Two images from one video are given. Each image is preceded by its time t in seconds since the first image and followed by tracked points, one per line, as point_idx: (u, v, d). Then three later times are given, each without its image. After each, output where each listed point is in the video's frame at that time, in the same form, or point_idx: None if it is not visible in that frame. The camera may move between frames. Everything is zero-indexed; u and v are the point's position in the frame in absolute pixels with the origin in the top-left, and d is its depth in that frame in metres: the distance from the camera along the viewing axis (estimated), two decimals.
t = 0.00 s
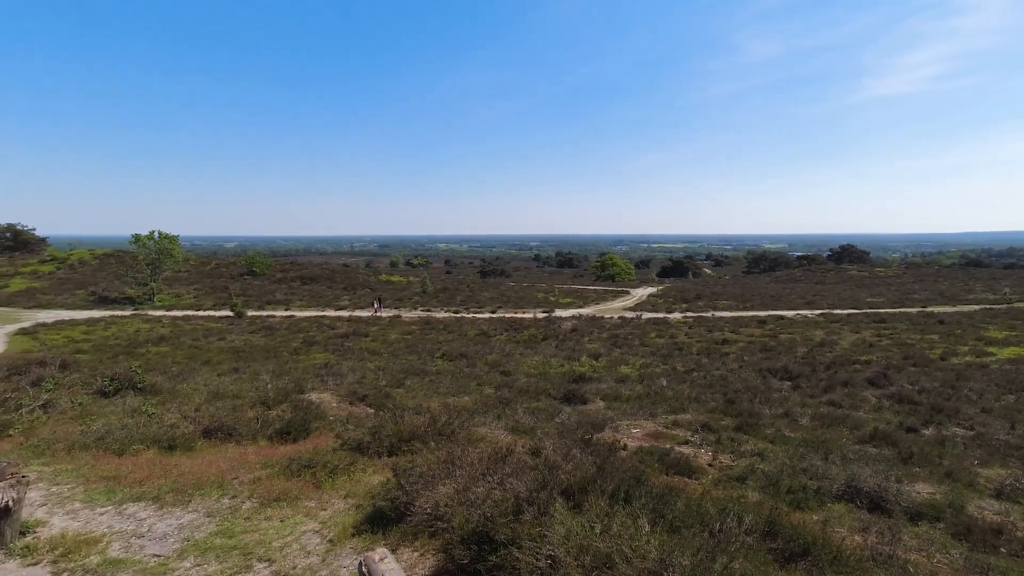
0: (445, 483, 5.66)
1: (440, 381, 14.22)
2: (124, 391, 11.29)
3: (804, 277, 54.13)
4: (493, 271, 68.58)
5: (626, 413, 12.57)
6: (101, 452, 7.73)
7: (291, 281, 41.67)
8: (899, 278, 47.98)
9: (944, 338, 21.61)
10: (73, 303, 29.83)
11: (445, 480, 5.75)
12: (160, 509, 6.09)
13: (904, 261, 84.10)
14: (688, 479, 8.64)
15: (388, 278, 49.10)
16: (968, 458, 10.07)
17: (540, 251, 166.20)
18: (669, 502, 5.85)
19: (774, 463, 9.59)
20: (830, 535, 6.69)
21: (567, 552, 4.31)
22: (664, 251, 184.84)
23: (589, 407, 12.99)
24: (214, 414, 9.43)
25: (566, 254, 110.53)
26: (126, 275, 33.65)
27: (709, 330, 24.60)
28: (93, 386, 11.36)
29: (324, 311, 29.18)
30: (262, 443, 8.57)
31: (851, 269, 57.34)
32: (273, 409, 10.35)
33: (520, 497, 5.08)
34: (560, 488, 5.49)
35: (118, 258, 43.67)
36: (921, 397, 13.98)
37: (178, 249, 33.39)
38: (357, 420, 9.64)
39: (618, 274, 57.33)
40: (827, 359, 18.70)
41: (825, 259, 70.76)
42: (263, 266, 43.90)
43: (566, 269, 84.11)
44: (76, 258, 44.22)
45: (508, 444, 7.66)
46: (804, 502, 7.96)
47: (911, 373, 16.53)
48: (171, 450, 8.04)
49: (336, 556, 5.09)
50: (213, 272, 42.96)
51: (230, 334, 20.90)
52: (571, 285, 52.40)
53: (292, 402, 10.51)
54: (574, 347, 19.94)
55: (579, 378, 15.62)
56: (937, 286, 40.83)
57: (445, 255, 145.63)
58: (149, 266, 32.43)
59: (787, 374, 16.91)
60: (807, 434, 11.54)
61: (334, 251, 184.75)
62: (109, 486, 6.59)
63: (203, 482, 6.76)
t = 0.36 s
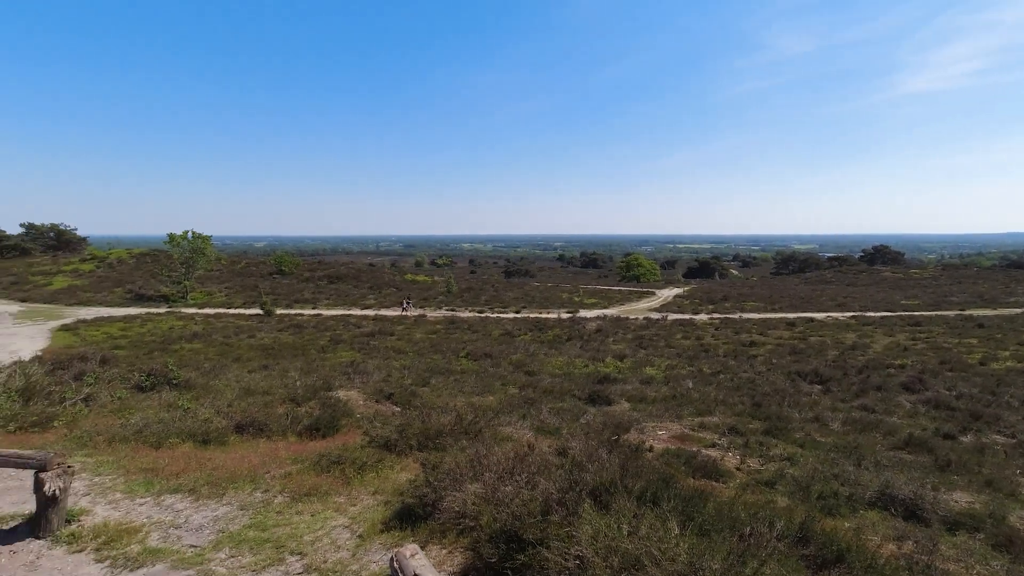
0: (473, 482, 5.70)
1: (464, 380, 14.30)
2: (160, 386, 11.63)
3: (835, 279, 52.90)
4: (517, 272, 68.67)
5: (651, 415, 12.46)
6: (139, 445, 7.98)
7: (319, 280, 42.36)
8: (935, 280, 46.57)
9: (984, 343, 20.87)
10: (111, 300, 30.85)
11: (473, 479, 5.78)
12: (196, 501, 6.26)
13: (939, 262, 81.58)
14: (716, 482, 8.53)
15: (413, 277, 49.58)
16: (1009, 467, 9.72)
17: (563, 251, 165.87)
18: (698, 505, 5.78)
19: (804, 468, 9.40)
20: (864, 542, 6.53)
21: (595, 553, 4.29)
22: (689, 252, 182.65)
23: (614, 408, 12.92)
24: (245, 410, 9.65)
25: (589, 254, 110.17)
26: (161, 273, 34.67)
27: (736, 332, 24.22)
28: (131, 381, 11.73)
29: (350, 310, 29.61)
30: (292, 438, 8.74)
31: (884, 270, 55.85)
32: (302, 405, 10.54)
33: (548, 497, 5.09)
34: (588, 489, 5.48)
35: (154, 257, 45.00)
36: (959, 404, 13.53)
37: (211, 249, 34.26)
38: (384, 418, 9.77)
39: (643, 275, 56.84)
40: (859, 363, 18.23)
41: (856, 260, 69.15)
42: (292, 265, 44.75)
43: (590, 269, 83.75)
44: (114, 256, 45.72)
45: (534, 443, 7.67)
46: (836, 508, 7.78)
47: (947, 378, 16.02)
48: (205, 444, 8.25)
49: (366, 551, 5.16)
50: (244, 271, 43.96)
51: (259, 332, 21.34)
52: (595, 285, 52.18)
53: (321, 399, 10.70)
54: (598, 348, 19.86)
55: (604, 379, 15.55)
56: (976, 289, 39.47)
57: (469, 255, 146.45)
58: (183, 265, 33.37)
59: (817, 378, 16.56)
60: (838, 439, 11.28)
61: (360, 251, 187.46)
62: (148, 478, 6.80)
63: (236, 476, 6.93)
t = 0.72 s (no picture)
0: (501, 480, 5.73)
1: (490, 379, 14.35)
2: (195, 380, 11.97)
3: (870, 279, 51.49)
4: (541, 271, 68.58)
5: (678, 416, 12.32)
6: (176, 437, 8.22)
7: (346, 278, 42.98)
8: (976, 281, 44.96)
9: None
10: (147, 297, 31.81)
11: (500, 477, 5.81)
12: (231, 493, 6.43)
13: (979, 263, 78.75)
14: (745, 485, 8.40)
15: (438, 276, 49.93)
16: None
17: (587, 250, 164.99)
18: (728, 508, 5.71)
19: (837, 473, 9.19)
20: (900, 550, 6.35)
21: (624, 553, 4.26)
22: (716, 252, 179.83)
23: (640, 408, 12.82)
24: (276, 405, 9.85)
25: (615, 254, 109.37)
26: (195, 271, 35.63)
27: (764, 333, 23.80)
28: (167, 375, 12.08)
29: (377, 308, 29.97)
30: (321, 433, 8.89)
31: (921, 271, 54.16)
32: (331, 401, 10.72)
33: (576, 497, 5.08)
34: (616, 489, 5.45)
35: (188, 255, 46.24)
36: (1000, 409, 13.05)
37: (243, 247, 35.05)
38: (411, 415, 9.87)
39: (669, 275, 56.17)
40: (894, 366, 17.74)
41: (891, 260, 67.21)
42: (319, 263, 45.48)
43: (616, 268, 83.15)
44: (150, 254, 47.14)
45: (560, 443, 7.66)
46: (870, 515, 7.59)
47: (988, 383, 15.46)
48: (238, 437, 8.45)
49: (395, 546, 5.22)
50: (273, 269, 44.87)
51: (288, 329, 21.77)
52: (621, 285, 51.79)
53: (349, 395, 10.84)
54: (624, 348, 19.72)
55: (629, 379, 15.44)
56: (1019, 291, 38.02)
57: (493, 254, 146.78)
58: (215, 263, 34.23)
59: (849, 381, 16.16)
60: (872, 444, 11.00)
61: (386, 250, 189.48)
62: (185, 469, 7.01)
63: (269, 469, 7.08)
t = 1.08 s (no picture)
0: (528, 477, 5.74)
1: (514, 377, 14.39)
2: (226, 374, 12.26)
3: (904, 279, 50.07)
4: (565, 270, 68.35)
5: (704, 416, 12.17)
6: (209, 430, 8.44)
7: (371, 276, 43.49)
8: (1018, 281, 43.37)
9: None
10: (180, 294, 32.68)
11: (528, 475, 5.83)
12: (263, 485, 6.58)
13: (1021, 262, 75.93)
14: (774, 488, 8.26)
15: (462, 274, 50.19)
16: None
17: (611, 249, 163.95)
18: (759, 510, 5.63)
19: (869, 477, 8.97)
20: (937, 557, 6.17)
21: (654, 552, 4.24)
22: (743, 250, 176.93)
23: (665, 408, 12.70)
24: (305, 401, 10.03)
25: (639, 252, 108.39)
26: (226, 268, 36.47)
27: (793, 333, 23.35)
28: (200, 369, 12.40)
29: (402, 305, 30.25)
30: (349, 429, 9.02)
31: (958, 270, 52.50)
32: (358, 397, 10.87)
33: (604, 496, 5.06)
34: (644, 488, 5.42)
35: (219, 252, 47.36)
36: None
37: (272, 245, 35.67)
38: (437, 412, 9.95)
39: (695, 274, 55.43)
40: (929, 368, 17.22)
41: (927, 259, 65.22)
42: (345, 261, 46.09)
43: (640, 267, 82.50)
44: (184, 252, 48.43)
45: (586, 441, 7.64)
46: (905, 520, 7.40)
47: None
48: (269, 431, 8.63)
49: (423, 540, 5.28)
50: (301, 267, 45.64)
51: (315, 326, 22.13)
52: (645, 283, 51.37)
53: (375, 391, 10.98)
54: (648, 347, 19.56)
55: (654, 379, 15.29)
56: None
57: (516, 252, 146.89)
58: (245, 260, 34.98)
59: (882, 383, 15.75)
60: (906, 448, 10.71)
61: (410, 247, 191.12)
62: (218, 461, 7.19)
63: (299, 462, 7.22)
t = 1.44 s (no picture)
0: (551, 476, 5.77)
1: (535, 376, 14.39)
2: (252, 371, 12.50)
3: (935, 279, 48.76)
4: (586, 269, 68.08)
5: (727, 418, 12.03)
6: (237, 425, 8.62)
7: (393, 275, 43.84)
8: None
9: None
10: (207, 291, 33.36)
11: (551, 474, 5.84)
12: (290, 480, 6.70)
13: None
14: (800, 491, 8.14)
15: (482, 273, 50.29)
16: None
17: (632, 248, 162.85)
18: (785, 513, 5.55)
19: (898, 482, 8.78)
20: (971, 566, 6.01)
21: (679, 554, 4.21)
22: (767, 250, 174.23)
23: (687, 409, 12.60)
24: (329, 397, 10.17)
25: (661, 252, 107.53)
26: (251, 266, 37.10)
27: (819, 334, 22.92)
28: (228, 366, 12.66)
29: (423, 304, 30.48)
30: (372, 426, 9.12)
31: (993, 271, 50.94)
32: (380, 394, 10.99)
33: (629, 496, 5.06)
34: (668, 488, 5.39)
35: (245, 251, 48.20)
36: None
37: (296, 244, 36.09)
38: (459, 410, 10.01)
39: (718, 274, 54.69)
40: (961, 371, 16.76)
41: (959, 259, 63.42)
42: (367, 259, 46.53)
43: (662, 267, 81.77)
44: (210, 250, 49.40)
45: (608, 441, 7.63)
46: (937, 527, 7.23)
47: None
48: (295, 427, 8.78)
49: (447, 537, 5.32)
50: (323, 265, 46.22)
51: (338, 323, 22.39)
52: (667, 283, 50.90)
53: (397, 389, 11.08)
54: (670, 347, 19.40)
55: (676, 379, 15.17)
56: None
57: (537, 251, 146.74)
58: (270, 259, 35.54)
59: (911, 386, 15.38)
60: (936, 453, 10.45)
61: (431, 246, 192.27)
62: (246, 456, 7.34)
63: (324, 458, 7.33)
